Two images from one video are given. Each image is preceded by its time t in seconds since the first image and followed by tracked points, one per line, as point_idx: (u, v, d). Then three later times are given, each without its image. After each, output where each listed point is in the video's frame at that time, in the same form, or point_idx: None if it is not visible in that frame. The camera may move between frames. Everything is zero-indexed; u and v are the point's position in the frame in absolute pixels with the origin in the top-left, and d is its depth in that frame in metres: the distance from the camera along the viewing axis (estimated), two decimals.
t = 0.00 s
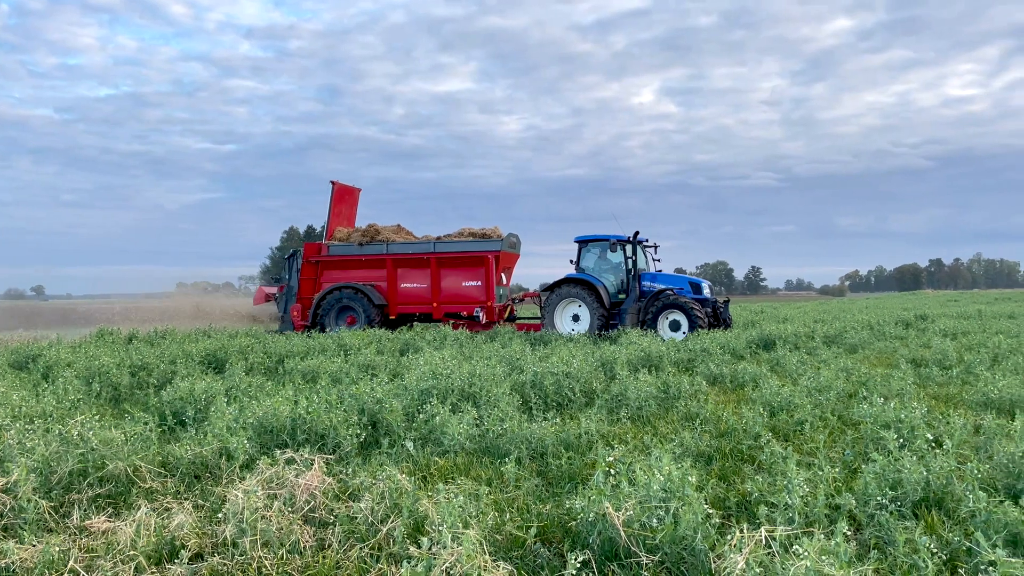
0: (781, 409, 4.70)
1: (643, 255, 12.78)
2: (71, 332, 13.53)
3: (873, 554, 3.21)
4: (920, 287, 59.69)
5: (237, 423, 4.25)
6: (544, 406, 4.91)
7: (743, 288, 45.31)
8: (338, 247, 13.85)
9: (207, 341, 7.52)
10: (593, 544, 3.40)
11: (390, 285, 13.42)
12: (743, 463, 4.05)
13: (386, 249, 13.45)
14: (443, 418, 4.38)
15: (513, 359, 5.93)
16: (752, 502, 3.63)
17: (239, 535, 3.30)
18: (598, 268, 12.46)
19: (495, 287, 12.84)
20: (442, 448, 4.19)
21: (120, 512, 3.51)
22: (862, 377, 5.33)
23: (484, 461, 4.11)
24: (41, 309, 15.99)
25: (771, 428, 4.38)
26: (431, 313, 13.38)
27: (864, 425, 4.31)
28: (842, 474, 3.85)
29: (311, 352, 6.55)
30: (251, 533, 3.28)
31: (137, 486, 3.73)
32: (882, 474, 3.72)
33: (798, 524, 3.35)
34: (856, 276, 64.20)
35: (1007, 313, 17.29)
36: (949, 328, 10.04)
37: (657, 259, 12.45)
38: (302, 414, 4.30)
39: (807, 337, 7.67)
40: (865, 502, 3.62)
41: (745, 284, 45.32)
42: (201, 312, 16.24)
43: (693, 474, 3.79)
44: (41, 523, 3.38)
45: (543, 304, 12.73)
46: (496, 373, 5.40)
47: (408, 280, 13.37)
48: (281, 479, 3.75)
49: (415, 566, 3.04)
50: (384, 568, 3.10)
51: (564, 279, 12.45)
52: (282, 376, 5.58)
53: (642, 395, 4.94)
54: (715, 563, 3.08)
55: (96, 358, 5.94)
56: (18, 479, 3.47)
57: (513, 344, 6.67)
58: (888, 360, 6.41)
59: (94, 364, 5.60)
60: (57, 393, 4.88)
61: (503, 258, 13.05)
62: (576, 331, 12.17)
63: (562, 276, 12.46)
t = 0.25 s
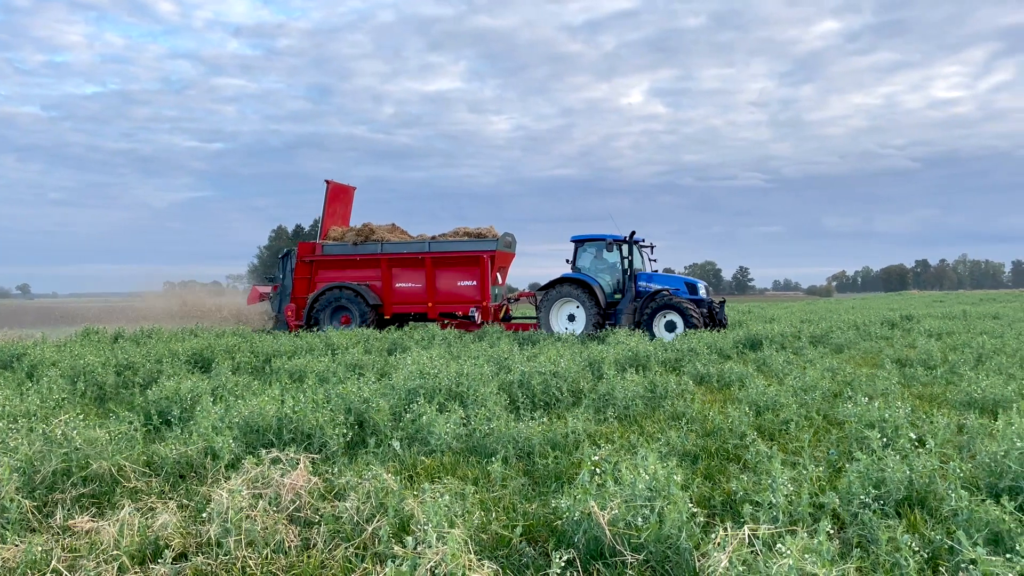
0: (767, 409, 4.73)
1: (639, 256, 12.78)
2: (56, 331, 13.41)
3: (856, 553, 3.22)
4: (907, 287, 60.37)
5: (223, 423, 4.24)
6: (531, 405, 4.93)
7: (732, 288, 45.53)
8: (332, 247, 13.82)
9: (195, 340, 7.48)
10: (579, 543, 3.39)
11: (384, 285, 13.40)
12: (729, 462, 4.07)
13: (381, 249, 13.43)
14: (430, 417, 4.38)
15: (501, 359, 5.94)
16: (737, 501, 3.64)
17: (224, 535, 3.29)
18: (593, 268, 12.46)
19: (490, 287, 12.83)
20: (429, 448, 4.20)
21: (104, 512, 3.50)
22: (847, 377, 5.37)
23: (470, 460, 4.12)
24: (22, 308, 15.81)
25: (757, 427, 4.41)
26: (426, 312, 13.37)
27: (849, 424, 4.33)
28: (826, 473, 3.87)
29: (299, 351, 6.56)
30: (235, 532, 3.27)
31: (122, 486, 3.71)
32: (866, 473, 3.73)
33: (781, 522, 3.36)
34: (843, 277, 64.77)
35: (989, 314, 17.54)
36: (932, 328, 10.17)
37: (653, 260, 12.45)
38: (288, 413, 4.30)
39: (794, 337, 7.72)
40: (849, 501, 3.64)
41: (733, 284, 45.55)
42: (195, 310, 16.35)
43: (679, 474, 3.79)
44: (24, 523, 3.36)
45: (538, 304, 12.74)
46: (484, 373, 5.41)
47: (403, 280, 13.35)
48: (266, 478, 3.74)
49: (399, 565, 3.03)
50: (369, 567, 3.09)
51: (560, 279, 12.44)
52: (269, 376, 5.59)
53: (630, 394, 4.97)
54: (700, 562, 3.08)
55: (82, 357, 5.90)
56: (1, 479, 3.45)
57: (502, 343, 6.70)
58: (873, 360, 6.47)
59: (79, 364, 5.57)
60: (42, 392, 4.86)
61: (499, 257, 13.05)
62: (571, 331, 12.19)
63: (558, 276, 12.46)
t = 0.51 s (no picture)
0: (756, 409, 4.75)
1: (635, 256, 12.80)
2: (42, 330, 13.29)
3: (843, 552, 3.23)
4: (895, 287, 60.76)
5: (211, 422, 4.23)
6: (521, 404, 4.94)
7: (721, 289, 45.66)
8: (326, 246, 13.78)
9: (183, 340, 7.45)
10: (567, 542, 3.38)
11: (379, 284, 13.37)
12: (717, 461, 4.08)
13: (375, 248, 13.39)
14: (419, 417, 4.38)
15: (490, 359, 5.94)
16: (724, 500, 3.64)
17: (211, 535, 3.27)
18: (590, 268, 12.45)
19: (485, 287, 12.80)
20: (417, 447, 4.20)
21: (90, 512, 3.48)
22: (835, 376, 5.42)
23: (459, 460, 4.12)
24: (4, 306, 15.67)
25: (745, 427, 4.43)
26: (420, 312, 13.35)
27: (837, 424, 4.36)
28: (814, 472, 3.88)
29: (287, 351, 6.57)
30: (222, 532, 3.25)
31: (108, 486, 3.70)
32: (853, 472, 3.74)
33: (769, 521, 3.36)
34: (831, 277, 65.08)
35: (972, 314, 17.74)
36: (921, 328, 10.27)
37: (649, 259, 12.47)
38: (276, 413, 4.29)
39: (782, 336, 7.77)
40: (836, 500, 3.65)
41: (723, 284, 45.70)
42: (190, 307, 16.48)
43: (667, 473, 3.79)
44: (9, 523, 3.34)
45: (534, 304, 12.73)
46: (473, 372, 5.42)
47: (397, 280, 13.33)
48: (254, 478, 3.72)
49: (387, 565, 3.02)
50: (357, 567, 3.08)
51: (556, 278, 12.43)
52: (257, 375, 5.60)
53: (619, 394, 4.99)
54: (687, 560, 3.08)
55: (69, 356, 5.87)
56: None
57: (491, 343, 6.74)
58: (861, 360, 6.53)
59: (65, 363, 5.55)
60: (28, 391, 4.84)
61: (494, 257, 12.98)
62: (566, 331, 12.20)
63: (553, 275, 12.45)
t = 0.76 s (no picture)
0: (742, 408, 4.79)
1: (629, 255, 12.84)
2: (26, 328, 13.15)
3: (828, 550, 3.24)
4: (882, 288, 61.13)
5: (197, 422, 4.21)
6: (508, 404, 4.95)
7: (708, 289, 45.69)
8: (319, 245, 13.74)
9: (171, 339, 7.41)
10: (554, 541, 3.36)
11: (372, 284, 13.34)
12: (704, 460, 4.10)
13: (368, 247, 13.35)
14: (407, 416, 4.38)
15: (478, 359, 5.95)
16: (711, 499, 3.65)
17: (196, 535, 3.26)
18: (584, 267, 12.49)
19: (479, 286, 12.78)
20: (405, 447, 4.20)
21: (75, 512, 3.46)
22: (822, 376, 5.47)
23: (447, 459, 4.12)
24: None
25: (732, 426, 4.45)
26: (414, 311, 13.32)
27: (823, 423, 4.39)
28: (800, 470, 3.90)
29: (275, 350, 6.60)
30: (208, 532, 3.24)
31: (93, 486, 3.68)
32: (838, 471, 3.76)
33: (755, 520, 3.37)
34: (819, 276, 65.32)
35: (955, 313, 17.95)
36: (907, 327, 10.37)
37: (642, 259, 12.51)
38: (262, 412, 4.28)
39: (769, 336, 7.83)
40: (822, 498, 3.66)
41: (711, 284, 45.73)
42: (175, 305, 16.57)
43: (654, 472, 3.80)
44: None
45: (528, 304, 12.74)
46: (461, 371, 5.44)
47: (390, 279, 13.31)
48: (241, 478, 3.71)
49: (373, 565, 3.01)
50: (344, 567, 3.07)
51: (550, 278, 12.45)
52: (244, 374, 5.60)
53: (606, 393, 5.01)
54: (674, 559, 3.08)
55: (54, 355, 5.84)
56: None
57: (480, 341, 6.80)
58: (847, 359, 6.61)
59: (50, 363, 5.52)
60: (11, 390, 4.80)
61: (488, 257, 12.93)
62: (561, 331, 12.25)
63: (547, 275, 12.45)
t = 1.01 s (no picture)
0: (731, 406, 4.82)
1: (624, 255, 12.85)
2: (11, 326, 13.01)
3: (816, 548, 3.25)
4: (868, 287, 61.51)
5: (185, 422, 4.19)
6: (498, 403, 4.97)
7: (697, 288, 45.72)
8: (313, 244, 13.69)
9: (160, 338, 7.40)
10: (544, 540, 3.35)
11: (366, 283, 13.31)
12: (693, 459, 4.11)
13: (362, 247, 13.33)
14: (397, 416, 4.38)
15: (468, 358, 5.97)
16: (700, 497, 3.66)
17: (185, 535, 3.24)
18: (578, 267, 12.48)
19: (473, 286, 12.75)
20: (395, 446, 4.20)
21: (62, 513, 3.44)
22: (810, 374, 5.52)
23: (437, 459, 4.12)
24: None
25: (721, 425, 4.48)
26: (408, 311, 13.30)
27: (812, 421, 4.41)
28: (788, 469, 3.91)
29: (264, 349, 6.61)
30: (196, 533, 3.22)
31: (80, 486, 3.66)
32: (827, 469, 3.78)
33: (744, 518, 3.37)
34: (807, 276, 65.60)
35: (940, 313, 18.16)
36: (896, 327, 10.46)
37: (636, 258, 12.52)
38: (251, 412, 4.27)
39: (758, 335, 7.89)
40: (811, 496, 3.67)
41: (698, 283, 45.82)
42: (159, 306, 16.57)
43: (644, 470, 3.80)
44: None
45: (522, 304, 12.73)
46: (451, 371, 5.45)
47: (384, 279, 13.28)
48: (229, 478, 3.69)
49: (362, 565, 3.00)
50: (333, 567, 3.06)
51: (545, 278, 12.44)
52: (233, 374, 5.61)
53: (596, 393, 5.04)
54: (663, 557, 3.08)
55: (40, 355, 5.81)
56: None
57: (470, 341, 6.85)
58: (835, 358, 6.67)
59: (37, 363, 5.49)
60: None
61: (482, 257, 12.91)
62: (557, 331, 12.19)
63: (542, 275, 12.45)
